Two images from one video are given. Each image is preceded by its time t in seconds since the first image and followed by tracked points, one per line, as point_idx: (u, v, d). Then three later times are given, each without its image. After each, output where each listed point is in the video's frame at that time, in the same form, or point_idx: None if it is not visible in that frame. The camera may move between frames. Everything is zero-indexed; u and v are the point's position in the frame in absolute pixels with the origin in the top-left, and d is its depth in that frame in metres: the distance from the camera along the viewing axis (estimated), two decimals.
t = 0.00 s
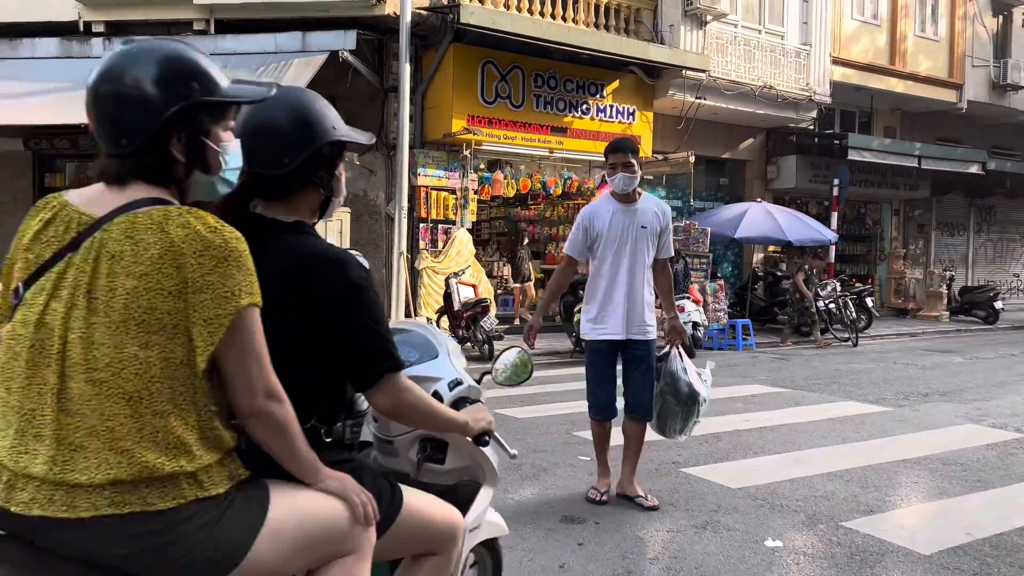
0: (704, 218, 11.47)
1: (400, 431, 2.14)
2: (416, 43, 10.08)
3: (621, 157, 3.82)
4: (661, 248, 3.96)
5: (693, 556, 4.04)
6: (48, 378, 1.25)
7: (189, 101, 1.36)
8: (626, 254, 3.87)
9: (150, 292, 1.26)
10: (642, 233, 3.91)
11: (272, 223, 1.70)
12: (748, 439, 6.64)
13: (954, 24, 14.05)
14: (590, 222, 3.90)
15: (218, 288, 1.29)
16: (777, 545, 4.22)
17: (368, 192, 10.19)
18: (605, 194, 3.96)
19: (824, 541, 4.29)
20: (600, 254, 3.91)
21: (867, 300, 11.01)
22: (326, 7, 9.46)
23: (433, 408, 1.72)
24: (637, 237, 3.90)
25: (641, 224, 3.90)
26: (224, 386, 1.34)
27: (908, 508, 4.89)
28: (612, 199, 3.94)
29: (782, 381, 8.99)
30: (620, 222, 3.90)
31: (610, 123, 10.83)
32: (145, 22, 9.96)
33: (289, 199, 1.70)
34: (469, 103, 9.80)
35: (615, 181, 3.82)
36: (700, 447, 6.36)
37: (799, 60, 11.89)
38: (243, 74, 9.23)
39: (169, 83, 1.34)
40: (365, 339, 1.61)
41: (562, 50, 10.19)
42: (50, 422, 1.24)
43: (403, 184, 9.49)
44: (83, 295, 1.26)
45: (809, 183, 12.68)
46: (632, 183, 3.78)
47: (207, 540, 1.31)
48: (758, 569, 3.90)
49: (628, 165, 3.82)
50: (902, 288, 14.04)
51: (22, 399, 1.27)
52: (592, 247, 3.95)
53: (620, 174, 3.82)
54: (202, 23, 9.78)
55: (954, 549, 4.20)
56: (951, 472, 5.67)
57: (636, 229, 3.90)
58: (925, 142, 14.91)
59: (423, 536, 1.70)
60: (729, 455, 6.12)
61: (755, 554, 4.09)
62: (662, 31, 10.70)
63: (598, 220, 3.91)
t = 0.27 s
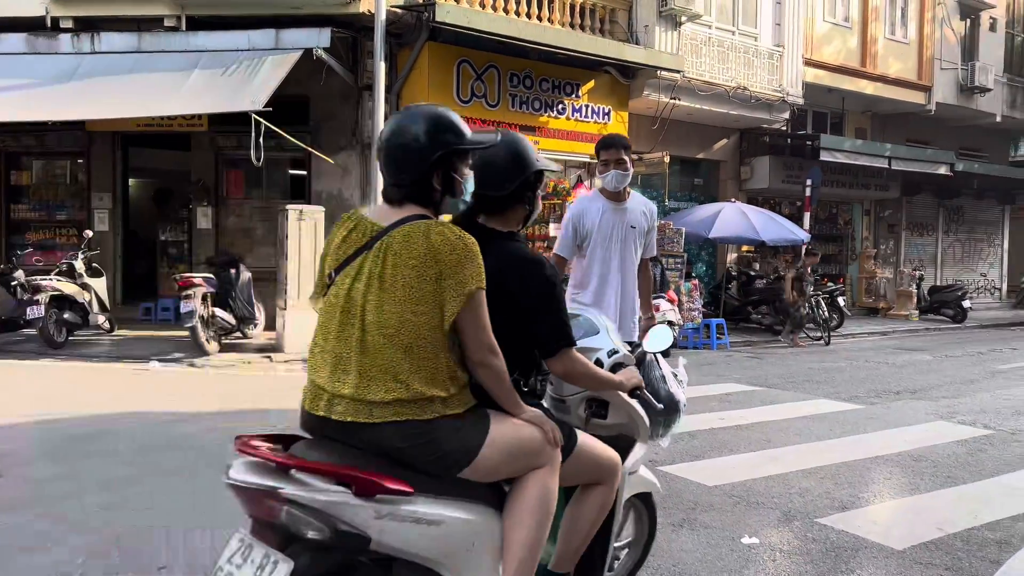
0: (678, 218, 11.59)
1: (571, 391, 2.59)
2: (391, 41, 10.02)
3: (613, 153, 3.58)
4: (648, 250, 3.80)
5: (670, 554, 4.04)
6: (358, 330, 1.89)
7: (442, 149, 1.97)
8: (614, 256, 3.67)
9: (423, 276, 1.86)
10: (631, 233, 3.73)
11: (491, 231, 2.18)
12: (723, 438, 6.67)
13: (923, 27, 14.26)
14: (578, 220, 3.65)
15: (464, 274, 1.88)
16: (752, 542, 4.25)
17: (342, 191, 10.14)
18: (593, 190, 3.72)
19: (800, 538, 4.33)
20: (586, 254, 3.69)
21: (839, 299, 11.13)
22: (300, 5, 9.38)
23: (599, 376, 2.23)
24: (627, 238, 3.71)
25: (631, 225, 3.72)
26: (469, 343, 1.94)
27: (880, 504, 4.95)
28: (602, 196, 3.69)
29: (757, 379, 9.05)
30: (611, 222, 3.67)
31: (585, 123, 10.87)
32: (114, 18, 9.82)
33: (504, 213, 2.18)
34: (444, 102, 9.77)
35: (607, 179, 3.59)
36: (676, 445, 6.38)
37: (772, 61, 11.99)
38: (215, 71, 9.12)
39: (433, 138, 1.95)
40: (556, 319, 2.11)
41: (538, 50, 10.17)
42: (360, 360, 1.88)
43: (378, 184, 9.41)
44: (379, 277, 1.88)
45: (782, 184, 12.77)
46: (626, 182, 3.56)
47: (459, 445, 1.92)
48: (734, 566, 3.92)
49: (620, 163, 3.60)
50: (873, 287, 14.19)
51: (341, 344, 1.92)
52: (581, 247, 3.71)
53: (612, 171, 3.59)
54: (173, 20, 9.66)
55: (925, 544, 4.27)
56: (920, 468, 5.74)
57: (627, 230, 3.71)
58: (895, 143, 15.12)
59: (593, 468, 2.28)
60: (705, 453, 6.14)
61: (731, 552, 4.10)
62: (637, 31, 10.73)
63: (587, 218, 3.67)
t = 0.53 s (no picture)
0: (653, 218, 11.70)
1: (669, 370, 3.07)
2: (366, 40, 9.95)
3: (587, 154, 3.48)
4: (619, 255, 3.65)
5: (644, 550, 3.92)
6: (500, 315, 2.36)
7: (571, 175, 2.40)
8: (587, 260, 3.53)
9: (553, 272, 2.30)
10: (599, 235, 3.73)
11: (601, 237, 2.64)
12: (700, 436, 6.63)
13: (894, 30, 14.43)
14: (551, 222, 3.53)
15: (584, 271, 2.31)
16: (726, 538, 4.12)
17: (317, 191, 10.08)
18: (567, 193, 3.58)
19: (773, 535, 4.22)
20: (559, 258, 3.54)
21: (811, 299, 11.26)
22: (274, 2, 9.29)
23: (680, 353, 2.71)
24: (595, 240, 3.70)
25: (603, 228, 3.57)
26: (584, 327, 2.36)
27: (854, 501, 4.86)
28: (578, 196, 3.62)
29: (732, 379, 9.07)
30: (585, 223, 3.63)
31: (561, 124, 10.90)
32: (84, 15, 9.67)
33: (612, 222, 2.64)
34: (420, 101, 9.73)
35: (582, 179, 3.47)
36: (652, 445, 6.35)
37: (746, 62, 12.09)
38: (187, 70, 9.02)
39: (562, 165, 2.39)
40: (652, 310, 2.56)
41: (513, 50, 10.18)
42: (500, 339, 2.34)
43: (352, 185, 9.35)
44: (519, 273, 2.33)
45: (756, 184, 12.89)
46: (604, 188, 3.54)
47: (574, 403, 2.35)
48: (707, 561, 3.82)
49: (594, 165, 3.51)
50: (845, 287, 14.39)
51: (487, 326, 2.39)
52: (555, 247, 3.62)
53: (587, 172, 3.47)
54: (145, 17, 9.53)
55: (899, 540, 4.20)
56: (891, 464, 5.74)
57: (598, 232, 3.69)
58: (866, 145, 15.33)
59: (687, 435, 2.76)
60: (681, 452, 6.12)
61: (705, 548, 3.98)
62: (612, 32, 10.77)
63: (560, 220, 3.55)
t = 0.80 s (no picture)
0: (621, 218, 11.78)
1: (747, 349, 3.28)
2: (332, 38, 9.88)
3: (521, 149, 3.16)
4: (566, 254, 3.35)
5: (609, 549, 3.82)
6: (616, 306, 2.80)
7: (674, 195, 2.85)
8: (529, 265, 3.22)
9: (660, 271, 2.74)
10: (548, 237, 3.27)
11: (690, 242, 3.07)
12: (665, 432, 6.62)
13: (856, 33, 14.67)
14: (486, 229, 3.18)
15: (684, 266, 2.75)
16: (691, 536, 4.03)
17: (282, 190, 10.00)
18: (501, 193, 3.22)
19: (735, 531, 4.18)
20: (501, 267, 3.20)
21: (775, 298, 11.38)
22: None
23: (770, 324, 3.04)
24: (542, 243, 3.25)
25: (545, 228, 3.24)
26: (683, 313, 2.78)
27: (817, 495, 4.84)
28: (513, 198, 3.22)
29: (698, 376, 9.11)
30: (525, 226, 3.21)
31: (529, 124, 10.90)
32: (42, 10, 9.49)
33: (699, 229, 3.06)
34: (387, 99, 9.67)
35: (516, 178, 3.14)
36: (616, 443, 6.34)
37: (711, 64, 12.22)
38: (149, 66, 8.88)
39: (664, 190, 2.83)
40: (739, 295, 2.96)
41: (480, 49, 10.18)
42: (617, 323, 2.78)
43: (318, 185, 9.25)
44: (632, 272, 2.77)
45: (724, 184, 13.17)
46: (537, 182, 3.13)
47: (678, 371, 2.77)
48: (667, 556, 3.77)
49: (530, 160, 3.18)
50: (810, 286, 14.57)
51: (603, 311, 2.84)
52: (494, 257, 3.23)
53: (522, 168, 3.14)
54: (105, 12, 9.37)
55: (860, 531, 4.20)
56: (851, 460, 5.79)
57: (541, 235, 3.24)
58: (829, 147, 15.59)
59: (764, 398, 3.09)
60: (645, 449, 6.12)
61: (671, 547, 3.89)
62: (579, 33, 10.82)
63: (498, 225, 3.18)
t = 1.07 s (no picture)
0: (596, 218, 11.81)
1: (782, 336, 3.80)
2: (305, 36, 9.80)
3: (462, 140, 3.20)
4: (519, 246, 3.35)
5: (583, 548, 3.82)
6: (680, 306, 3.28)
7: (726, 208, 3.33)
8: (480, 258, 3.23)
9: (718, 274, 3.22)
10: (497, 226, 3.26)
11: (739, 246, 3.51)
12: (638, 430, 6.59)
13: (826, 36, 14.84)
14: (433, 223, 3.19)
15: (739, 267, 3.21)
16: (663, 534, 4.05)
17: (254, 188, 9.92)
18: (446, 187, 3.25)
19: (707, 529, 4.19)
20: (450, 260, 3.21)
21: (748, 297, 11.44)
22: None
23: (812, 311, 3.46)
24: (489, 233, 3.25)
25: (495, 219, 3.26)
26: (740, 308, 3.24)
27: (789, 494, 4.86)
28: (458, 191, 3.24)
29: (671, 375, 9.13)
30: (470, 218, 3.22)
31: (505, 124, 10.87)
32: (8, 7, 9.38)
33: (747, 236, 3.49)
34: (361, 98, 9.61)
35: (459, 169, 3.16)
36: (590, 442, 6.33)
37: (684, 65, 12.28)
38: (117, 63, 8.75)
39: (716, 207, 3.32)
40: (781, 288, 3.40)
41: (455, 49, 10.16)
42: (684, 320, 3.26)
43: (292, 183, 9.21)
44: (695, 276, 3.25)
45: (696, 185, 13.09)
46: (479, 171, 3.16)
47: (735, 357, 3.24)
48: (639, 554, 3.77)
49: (472, 150, 3.22)
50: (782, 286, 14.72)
51: (672, 310, 3.30)
52: (443, 252, 3.23)
53: (465, 159, 3.17)
54: (72, 8, 9.27)
55: (831, 528, 4.23)
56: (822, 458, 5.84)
57: (488, 224, 3.24)
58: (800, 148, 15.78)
59: (800, 378, 3.49)
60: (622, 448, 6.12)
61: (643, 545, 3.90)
62: (553, 33, 10.86)
63: (445, 218, 3.20)
